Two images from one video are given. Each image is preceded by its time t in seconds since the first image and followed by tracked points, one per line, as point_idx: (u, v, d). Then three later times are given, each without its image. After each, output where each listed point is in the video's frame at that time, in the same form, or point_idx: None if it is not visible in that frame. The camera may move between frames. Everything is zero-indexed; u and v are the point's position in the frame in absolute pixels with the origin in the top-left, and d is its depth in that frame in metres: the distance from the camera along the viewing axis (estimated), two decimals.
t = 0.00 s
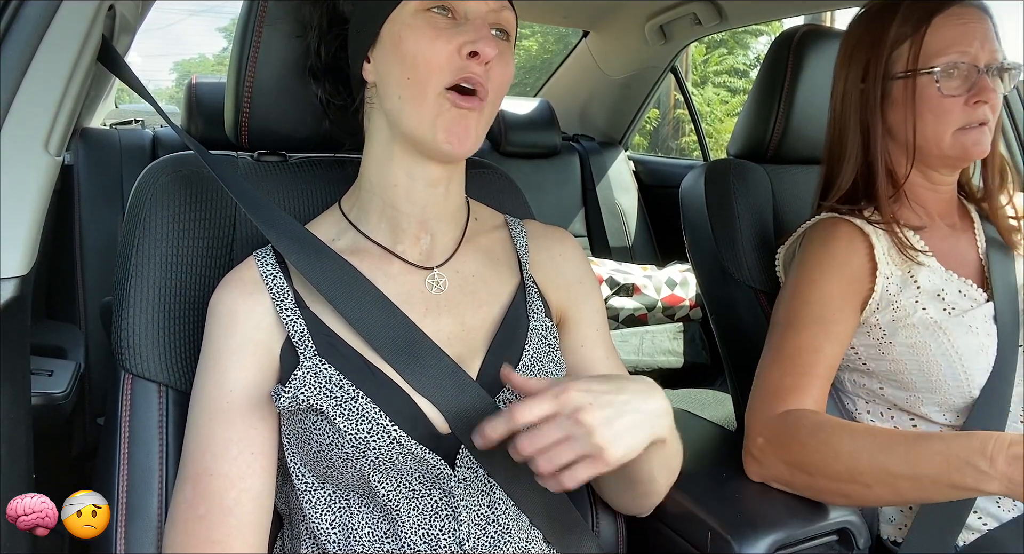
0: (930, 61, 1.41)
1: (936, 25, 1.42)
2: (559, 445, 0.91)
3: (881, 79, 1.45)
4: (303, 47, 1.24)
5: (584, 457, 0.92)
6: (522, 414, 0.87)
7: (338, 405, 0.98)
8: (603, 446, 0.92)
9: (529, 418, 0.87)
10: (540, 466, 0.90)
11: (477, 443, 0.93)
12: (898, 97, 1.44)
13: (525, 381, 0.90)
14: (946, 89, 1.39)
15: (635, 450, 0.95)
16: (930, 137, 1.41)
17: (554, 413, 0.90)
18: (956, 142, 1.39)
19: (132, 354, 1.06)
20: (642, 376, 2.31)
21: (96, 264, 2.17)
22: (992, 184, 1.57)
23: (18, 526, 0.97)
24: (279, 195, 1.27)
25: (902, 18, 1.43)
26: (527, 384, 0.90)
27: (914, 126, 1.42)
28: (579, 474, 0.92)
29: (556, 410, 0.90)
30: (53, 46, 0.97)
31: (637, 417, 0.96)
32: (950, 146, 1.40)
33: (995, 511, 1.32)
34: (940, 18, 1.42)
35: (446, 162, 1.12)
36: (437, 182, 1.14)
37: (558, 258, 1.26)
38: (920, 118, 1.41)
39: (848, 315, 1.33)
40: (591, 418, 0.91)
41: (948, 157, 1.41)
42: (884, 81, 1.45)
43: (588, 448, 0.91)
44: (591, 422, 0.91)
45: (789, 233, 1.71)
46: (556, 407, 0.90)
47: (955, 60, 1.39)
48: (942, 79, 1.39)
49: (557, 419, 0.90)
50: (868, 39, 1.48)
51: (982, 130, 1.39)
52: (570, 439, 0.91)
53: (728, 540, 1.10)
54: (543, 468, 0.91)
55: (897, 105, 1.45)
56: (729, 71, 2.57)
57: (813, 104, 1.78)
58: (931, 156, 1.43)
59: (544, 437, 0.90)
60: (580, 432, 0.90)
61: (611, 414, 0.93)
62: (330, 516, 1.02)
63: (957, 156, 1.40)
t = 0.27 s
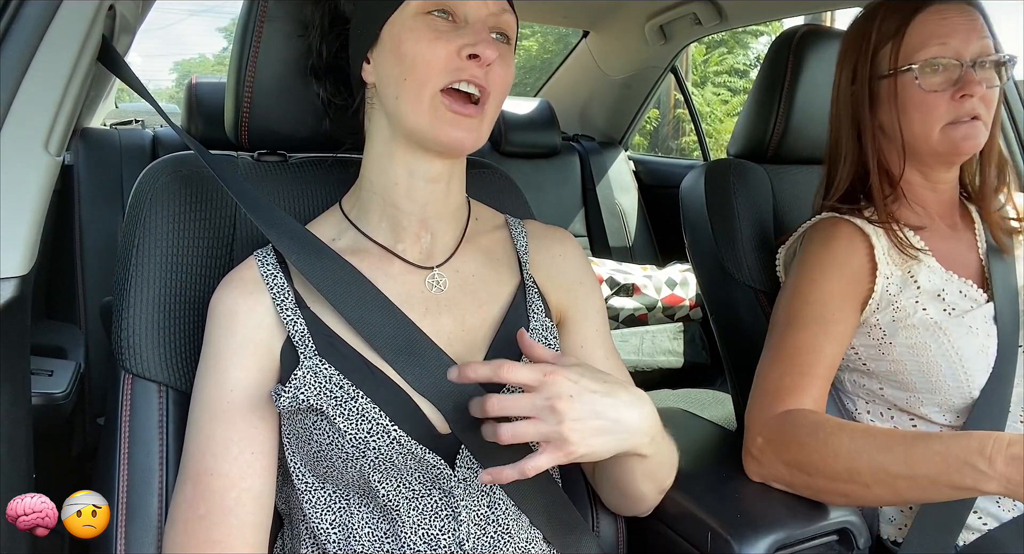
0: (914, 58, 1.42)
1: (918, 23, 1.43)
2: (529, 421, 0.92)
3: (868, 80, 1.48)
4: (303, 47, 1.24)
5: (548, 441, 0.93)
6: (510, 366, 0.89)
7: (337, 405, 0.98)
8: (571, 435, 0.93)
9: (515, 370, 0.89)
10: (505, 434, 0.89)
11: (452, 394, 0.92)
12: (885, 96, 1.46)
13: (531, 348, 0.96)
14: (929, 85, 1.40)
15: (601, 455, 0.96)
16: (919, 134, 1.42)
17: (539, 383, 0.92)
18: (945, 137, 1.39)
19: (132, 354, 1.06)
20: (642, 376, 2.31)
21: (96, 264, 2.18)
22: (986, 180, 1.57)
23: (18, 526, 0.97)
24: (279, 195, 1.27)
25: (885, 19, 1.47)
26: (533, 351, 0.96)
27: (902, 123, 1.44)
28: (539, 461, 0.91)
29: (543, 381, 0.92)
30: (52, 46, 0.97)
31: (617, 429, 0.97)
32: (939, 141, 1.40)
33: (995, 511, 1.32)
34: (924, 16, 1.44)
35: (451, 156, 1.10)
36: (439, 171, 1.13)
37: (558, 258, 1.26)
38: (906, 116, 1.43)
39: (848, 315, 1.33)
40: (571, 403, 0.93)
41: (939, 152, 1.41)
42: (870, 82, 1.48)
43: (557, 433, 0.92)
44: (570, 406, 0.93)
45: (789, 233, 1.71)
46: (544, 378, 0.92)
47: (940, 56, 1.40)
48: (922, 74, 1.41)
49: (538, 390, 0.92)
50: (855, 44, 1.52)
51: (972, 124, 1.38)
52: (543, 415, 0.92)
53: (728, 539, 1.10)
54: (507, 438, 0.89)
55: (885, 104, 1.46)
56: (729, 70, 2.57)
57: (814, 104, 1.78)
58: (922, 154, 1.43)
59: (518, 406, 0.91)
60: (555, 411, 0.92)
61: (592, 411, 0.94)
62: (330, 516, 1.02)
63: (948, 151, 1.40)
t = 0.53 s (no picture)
0: (902, 57, 1.43)
1: (904, 23, 1.44)
2: (514, 421, 0.90)
3: (857, 83, 1.50)
4: (303, 47, 1.24)
5: (527, 444, 0.91)
6: (505, 363, 0.87)
7: (338, 405, 0.99)
8: (551, 439, 0.92)
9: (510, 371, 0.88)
10: (498, 432, 0.87)
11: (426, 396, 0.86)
12: (874, 96, 1.47)
13: (522, 345, 0.92)
14: (915, 84, 1.41)
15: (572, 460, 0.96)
16: (909, 134, 1.42)
17: (527, 384, 0.90)
18: (933, 135, 1.40)
19: (131, 354, 1.06)
20: (642, 376, 2.31)
21: (96, 264, 2.18)
22: (977, 176, 1.54)
23: (18, 526, 0.97)
24: (279, 195, 1.27)
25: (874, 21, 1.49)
26: (524, 348, 0.91)
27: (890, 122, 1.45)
28: (514, 466, 0.89)
29: (531, 382, 0.90)
30: (53, 45, 0.97)
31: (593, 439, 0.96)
32: (928, 139, 1.40)
33: (995, 511, 1.32)
34: (910, 15, 1.44)
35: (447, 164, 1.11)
36: (439, 179, 1.13)
37: (558, 258, 1.26)
38: (894, 115, 1.44)
39: (847, 315, 1.33)
40: (556, 409, 0.92)
41: (929, 151, 1.41)
42: (860, 84, 1.50)
43: (540, 437, 0.91)
44: (555, 412, 0.92)
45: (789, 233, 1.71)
46: (533, 380, 0.90)
47: (926, 54, 1.41)
48: (906, 73, 1.42)
49: (526, 391, 0.90)
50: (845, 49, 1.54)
51: (961, 121, 1.38)
52: (529, 417, 0.90)
53: (729, 539, 1.10)
54: (497, 437, 0.87)
55: (875, 104, 1.47)
56: (729, 71, 2.57)
57: (813, 103, 1.77)
58: (914, 152, 1.43)
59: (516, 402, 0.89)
60: (541, 415, 0.91)
61: (573, 421, 0.93)
62: (331, 517, 1.02)
63: (938, 149, 1.40)
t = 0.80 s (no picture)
0: (901, 57, 1.43)
1: (904, 23, 1.44)
2: (512, 437, 0.87)
3: (856, 83, 1.50)
4: (307, 44, 1.24)
5: (519, 462, 0.89)
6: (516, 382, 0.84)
7: (339, 404, 0.99)
8: (543, 459, 0.90)
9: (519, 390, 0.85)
10: (494, 449, 0.85)
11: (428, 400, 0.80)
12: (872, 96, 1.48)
13: (524, 348, 0.88)
14: (913, 85, 1.41)
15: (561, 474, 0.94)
16: (908, 134, 1.42)
17: (532, 404, 0.87)
18: (932, 136, 1.40)
19: (131, 353, 1.06)
20: (642, 376, 2.31)
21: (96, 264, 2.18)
22: (977, 178, 1.54)
23: (18, 526, 0.98)
24: (280, 195, 1.27)
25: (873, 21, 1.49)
26: (525, 351, 0.88)
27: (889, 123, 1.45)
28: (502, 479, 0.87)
29: (536, 401, 0.87)
30: (53, 42, 0.91)
31: (583, 461, 0.94)
32: (926, 140, 1.41)
33: (995, 511, 1.32)
34: (910, 15, 1.44)
35: (455, 163, 1.11)
36: (445, 179, 1.14)
37: (560, 259, 1.26)
38: (893, 116, 1.44)
39: (847, 314, 1.33)
40: (556, 432, 0.89)
41: (927, 152, 1.42)
42: (859, 84, 1.50)
43: (532, 455, 0.89)
44: (554, 435, 0.89)
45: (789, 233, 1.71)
46: (539, 400, 0.87)
47: (924, 55, 1.41)
48: (904, 74, 1.42)
49: (529, 410, 0.87)
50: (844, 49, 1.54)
51: (960, 122, 1.38)
52: (527, 436, 0.87)
53: (729, 539, 1.10)
54: (493, 454, 0.85)
55: (874, 103, 1.47)
56: (729, 71, 2.57)
57: (813, 103, 1.78)
58: (912, 153, 1.44)
59: (516, 421, 0.86)
60: (540, 435, 0.88)
61: (567, 442, 0.91)
62: (331, 515, 1.02)
63: (936, 150, 1.40)
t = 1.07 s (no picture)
0: (903, 58, 1.43)
1: (905, 24, 1.44)
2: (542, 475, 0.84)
3: (857, 83, 1.50)
4: (309, 42, 1.25)
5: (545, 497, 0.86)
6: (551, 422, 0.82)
7: (338, 404, 0.99)
8: (569, 495, 0.88)
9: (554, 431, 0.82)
10: (526, 490, 0.82)
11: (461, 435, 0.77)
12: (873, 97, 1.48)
13: (546, 377, 0.85)
14: (915, 86, 1.41)
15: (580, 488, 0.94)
16: (908, 135, 1.42)
17: (564, 441, 0.85)
18: (932, 137, 1.40)
19: (131, 353, 1.06)
20: (642, 376, 2.31)
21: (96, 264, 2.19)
22: (978, 178, 1.54)
23: (18, 526, 0.97)
24: (279, 195, 1.27)
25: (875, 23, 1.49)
26: (548, 379, 0.86)
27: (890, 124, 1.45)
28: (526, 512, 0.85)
29: (569, 439, 0.85)
30: (54, 40, 0.91)
31: (605, 493, 0.93)
32: (926, 141, 1.41)
33: (995, 511, 1.32)
34: (913, 16, 1.44)
35: (455, 164, 1.11)
36: (446, 180, 1.13)
37: (559, 259, 1.26)
38: (893, 116, 1.44)
39: (847, 314, 1.33)
40: (585, 470, 0.87)
41: (927, 153, 1.42)
42: (860, 85, 1.50)
43: (560, 492, 0.86)
44: (583, 471, 0.87)
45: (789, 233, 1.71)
46: (572, 437, 0.85)
47: (926, 55, 1.41)
48: (906, 75, 1.42)
49: (562, 447, 0.85)
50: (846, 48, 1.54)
51: (961, 123, 1.38)
52: (558, 474, 0.85)
53: (728, 540, 1.10)
54: (523, 494, 0.82)
55: (875, 104, 1.47)
56: (729, 71, 2.57)
57: (813, 103, 1.78)
58: (912, 154, 1.44)
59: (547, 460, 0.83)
60: (570, 473, 0.86)
61: (594, 478, 0.89)
62: (331, 516, 1.03)
63: (936, 151, 1.40)
